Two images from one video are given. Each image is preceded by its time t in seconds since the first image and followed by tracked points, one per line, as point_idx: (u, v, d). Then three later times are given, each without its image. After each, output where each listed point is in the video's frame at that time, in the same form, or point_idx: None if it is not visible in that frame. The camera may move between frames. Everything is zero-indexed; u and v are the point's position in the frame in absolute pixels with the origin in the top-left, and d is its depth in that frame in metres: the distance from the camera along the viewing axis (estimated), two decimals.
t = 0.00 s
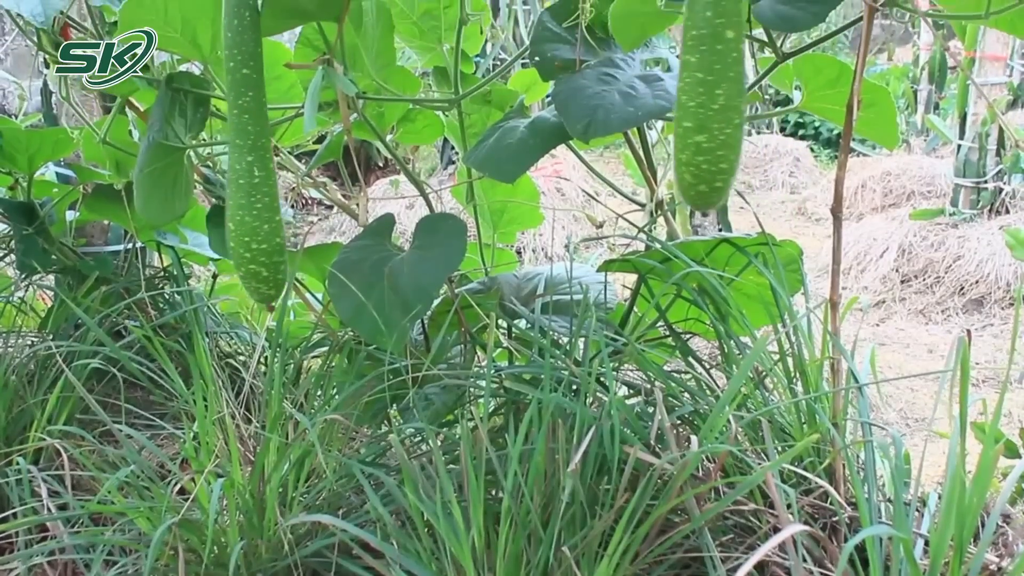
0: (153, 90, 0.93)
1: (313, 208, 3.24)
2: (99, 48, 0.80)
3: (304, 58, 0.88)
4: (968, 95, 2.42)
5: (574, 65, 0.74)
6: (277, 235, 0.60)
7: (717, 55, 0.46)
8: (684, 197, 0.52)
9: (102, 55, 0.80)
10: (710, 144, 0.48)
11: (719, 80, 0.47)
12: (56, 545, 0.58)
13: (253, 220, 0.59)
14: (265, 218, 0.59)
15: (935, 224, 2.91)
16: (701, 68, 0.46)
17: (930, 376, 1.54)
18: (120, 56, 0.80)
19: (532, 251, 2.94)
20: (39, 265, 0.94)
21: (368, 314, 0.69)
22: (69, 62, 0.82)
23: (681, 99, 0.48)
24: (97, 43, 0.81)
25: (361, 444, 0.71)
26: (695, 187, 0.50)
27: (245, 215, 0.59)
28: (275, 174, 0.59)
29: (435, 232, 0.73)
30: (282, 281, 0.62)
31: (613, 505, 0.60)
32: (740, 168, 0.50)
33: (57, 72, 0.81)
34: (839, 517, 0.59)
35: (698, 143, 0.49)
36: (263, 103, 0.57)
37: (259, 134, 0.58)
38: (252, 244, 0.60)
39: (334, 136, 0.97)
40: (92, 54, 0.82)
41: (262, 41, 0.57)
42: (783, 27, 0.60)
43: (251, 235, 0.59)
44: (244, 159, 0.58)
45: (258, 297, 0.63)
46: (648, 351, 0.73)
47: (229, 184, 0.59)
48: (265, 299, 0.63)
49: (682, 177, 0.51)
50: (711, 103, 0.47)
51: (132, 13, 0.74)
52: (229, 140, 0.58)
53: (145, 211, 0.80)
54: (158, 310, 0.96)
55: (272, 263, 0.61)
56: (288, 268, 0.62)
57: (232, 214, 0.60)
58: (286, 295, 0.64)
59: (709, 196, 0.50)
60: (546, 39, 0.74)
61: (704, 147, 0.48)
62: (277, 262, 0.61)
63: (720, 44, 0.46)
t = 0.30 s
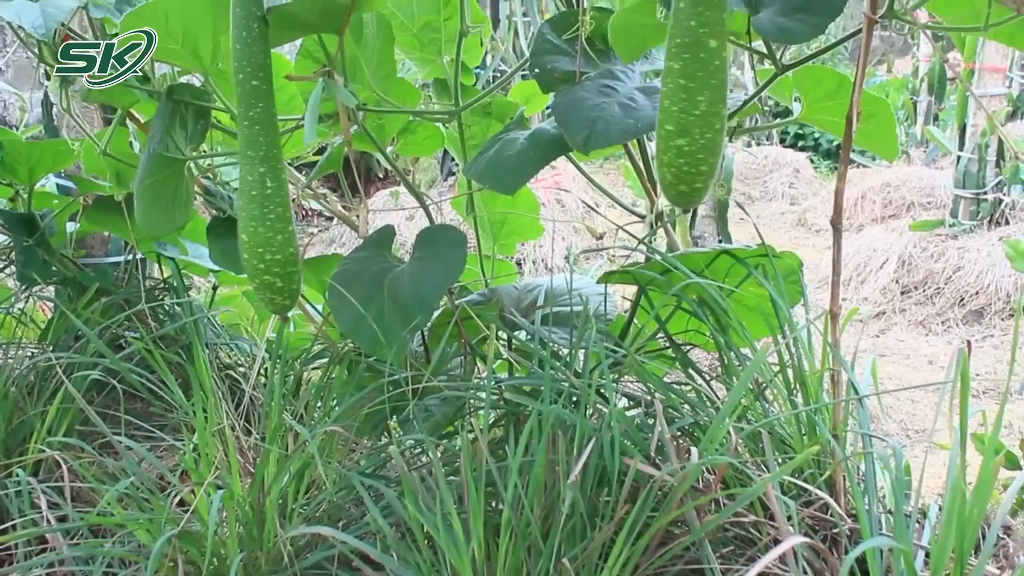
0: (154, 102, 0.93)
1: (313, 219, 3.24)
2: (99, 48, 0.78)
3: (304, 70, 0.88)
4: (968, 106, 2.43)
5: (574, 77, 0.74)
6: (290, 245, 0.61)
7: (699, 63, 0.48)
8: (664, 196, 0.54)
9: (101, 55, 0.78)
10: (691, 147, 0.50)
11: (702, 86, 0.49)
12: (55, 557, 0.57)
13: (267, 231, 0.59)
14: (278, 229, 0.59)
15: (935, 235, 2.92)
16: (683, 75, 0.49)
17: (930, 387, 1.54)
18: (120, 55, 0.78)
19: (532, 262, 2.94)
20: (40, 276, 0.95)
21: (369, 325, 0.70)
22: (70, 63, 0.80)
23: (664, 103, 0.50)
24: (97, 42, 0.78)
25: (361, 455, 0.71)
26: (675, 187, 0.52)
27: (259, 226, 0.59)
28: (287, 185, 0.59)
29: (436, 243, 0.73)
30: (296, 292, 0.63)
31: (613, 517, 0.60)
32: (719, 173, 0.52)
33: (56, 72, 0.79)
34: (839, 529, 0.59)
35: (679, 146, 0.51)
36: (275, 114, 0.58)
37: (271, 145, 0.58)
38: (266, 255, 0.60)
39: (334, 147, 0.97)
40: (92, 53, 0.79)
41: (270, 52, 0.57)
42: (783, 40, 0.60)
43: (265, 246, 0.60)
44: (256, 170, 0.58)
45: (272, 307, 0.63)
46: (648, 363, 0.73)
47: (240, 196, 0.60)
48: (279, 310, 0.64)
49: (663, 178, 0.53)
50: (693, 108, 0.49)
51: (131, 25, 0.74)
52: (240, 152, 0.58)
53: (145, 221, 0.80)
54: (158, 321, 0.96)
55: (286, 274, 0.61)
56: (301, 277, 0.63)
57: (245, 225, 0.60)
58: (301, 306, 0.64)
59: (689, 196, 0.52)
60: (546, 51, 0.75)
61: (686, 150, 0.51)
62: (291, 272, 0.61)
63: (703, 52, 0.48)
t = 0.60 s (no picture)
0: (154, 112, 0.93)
1: (313, 229, 3.25)
2: (99, 48, 0.79)
3: (305, 80, 0.89)
4: (968, 116, 2.44)
5: (574, 87, 0.74)
6: (276, 256, 0.61)
7: (731, 79, 0.45)
8: (701, 223, 0.50)
9: (102, 55, 0.79)
10: (728, 167, 0.47)
11: (735, 102, 0.46)
12: (54, 568, 0.57)
13: (253, 241, 0.59)
14: (264, 240, 0.59)
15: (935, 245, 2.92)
16: (716, 91, 0.46)
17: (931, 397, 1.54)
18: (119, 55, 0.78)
19: (533, 273, 2.95)
20: (40, 286, 0.95)
21: (369, 335, 0.69)
22: (69, 63, 0.81)
23: (696, 123, 0.47)
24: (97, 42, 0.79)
25: (360, 466, 0.71)
26: (713, 212, 0.49)
27: (245, 236, 0.59)
28: (274, 196, 0.60)
29: (436, 253, 0.73)
30: (280, 303, 0.63)
31: (613, 527, 0.60)
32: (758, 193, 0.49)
33: (56, 72, 0.80)
34: (840, 539, 0.59)
35: (715, 166, 0.47)
36: (263, 125, 0.58)
37: (260, 156, 0.58)
38: (251, 265, 0.60)
39: (335, 157, 0.98)
40: (91, 53, 0.80)
41: (262, 62, 0.57)
42: (784, 50, 0.60)
43: (251, 257, 0.60)
44: (243, 181, 0.58)
45: (256, 318, 0.63)
46: (648, 373, 0.73)
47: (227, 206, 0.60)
48: (262, 321, 0.63)
49: (700, 203, 0.49)
50: (728, 126, 0.46)
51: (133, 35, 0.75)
52: (228, 162, 0.58)
53: (145, 231, 0.80)
54: (158, 331, 0.96)
55: (271, 285, 0.61)
56: (286, 289, 0.62)
57: (231, 236, 0.60)
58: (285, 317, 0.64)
59: (728, 220, 0.49)
60: (547, 61, 0.75)
61: (722, 170, 0.47)
62: (276, 283, 0.61)
63: (734, 66, 0.45)
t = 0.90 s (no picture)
0: (155, 122, 0.94)
1: (314, 239, 3.26)
2: (99, 46, 0.75)
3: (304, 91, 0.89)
4: (967, 126, 2.45)
5: (574, 97, 0.74)
6: (257, 268, 0.61)
7: (770, 87, 0.45)
8: (743, 244, 0.50)
9: (102, 54, 0.75)
10: (771, 181, 0.47)
11: (774, 112, 0.46)
12: None
13: (235, 252, 0.59)
14: (247, 251, 0.60)
15: (934, 255, 2.92)
16: (753, 102, 0.46)
17: (931, 407, 1.54)
18: (120, 55, 0.76)
19: (533, 283, 2.95)
20: (41, 296, 0.95)
21: (369, 345, 0.69)
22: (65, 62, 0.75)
23: (735, 138, 0.47)
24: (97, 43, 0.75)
25: (360, 476, 0.71)
26: (757, 231, 0.49)
27: (228, 246, 0.59)
28: (259, 208, 0.60)
29: (436, 263, 0.74)
30: (261, 314, 0.63)
31: (613, 538, 0.60)
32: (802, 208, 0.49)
33: (53, 72, 0.75)
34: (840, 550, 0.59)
35: (757, 181, 0.47)
36: (251, 136, 0.58)
37: (246, 167, 0.58)
38: (232, 276, 0.60)
39: (335, 167, 0.98)
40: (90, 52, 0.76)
41: (252, 73, 0.57)
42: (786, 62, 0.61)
43: (232, 267, 0.60)
44: (229, 192, 0.58)
45: (236, 328, 0.63)
46: (648, 383, 0.73)
47: (211, 215, 0.60)
48: (243, 331, 0.63)
49: (741, 222, 0.49)
50: (768, 137, 0.46)
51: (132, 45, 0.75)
52: (215, 172, 0.58)
53: (144, 241, 0.81)
54: (158, 340, 0.96)
55: (252, 296, 0.61)
56: (267, 300, 0.63)
57: (213, 245, 0.60)
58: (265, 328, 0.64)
59: (772, 239, 0.49)
60: (547, 71, 0.75)
61: (765, 185, 0.47)
62: (257, 295, 0.61)
63: (771, 74, 0.45)
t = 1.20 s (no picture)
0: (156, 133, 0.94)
1: (315, 249, 3.26)
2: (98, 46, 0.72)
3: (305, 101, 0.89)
4: (967, 137, 2.45)
5: (574, 108, 0.74)
6: (260, 278, 0.61)
7: (757, 98, 0.45)
8: (724, 254, 0.50)
9: (102, 55, 0.72)
10: (755, 193, 0.47)
11: (760, 124, 0.45)
12: None
13: (238, 262, 0.59)
14: (250, 261, 0.60)
15: (934, 266, 2.93)
16: (739, 113, 0.45)
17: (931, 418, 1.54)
18: (121, 55, 0.73)
19: (533, 293, 2.96)
20: (41, 307, 0.96)
21: (369, 356, 0.69)
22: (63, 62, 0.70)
23: (720, 149, 0.47)
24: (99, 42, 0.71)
25: (360, 487, 0.71)
26: (739, 242, 0.48)
27: (230, 256, 0.59)
28: (261, 218, 0.60)
29: (436, 273, 0.74)
30: (264, 324, 0.63)
31: (613, 549, 0.60)
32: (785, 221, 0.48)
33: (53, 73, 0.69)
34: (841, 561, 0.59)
35: (741, 193, 0.47)
36: (252, 146, 0.58)
37: (248, 178, 0.58)
38: (236, 286, 0.60)
39: (336, 178, 0.98)
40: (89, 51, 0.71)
41: (254, 84, 0.58)
42: (787, 73, 0.61)
43: (235, 277, 0.60)
44: (231, 202, 0.58)
45: (238, 338, 0.63)
46: (648, 394, 0.73)
47: (215, 225, 0.60)
48: (246, 341, 0.64)
49: (724, 232, 0.49)
50: (753, 149, 0.46)
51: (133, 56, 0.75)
52: (218, 182, 0.59)
53: (145, 251, 0.81)
54: (158, 351, 0.96)
55: (255, 306, 0.61)
56: (270, 310, 0.63)
57: (216, 256, 0.60)
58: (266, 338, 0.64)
59: (756, 250, 0.48)
60: (547, 83, 0.76)
61: (749, 197, 0.47)
62: (259, 305, 0.61)
63: (758, 85, 0.45)
